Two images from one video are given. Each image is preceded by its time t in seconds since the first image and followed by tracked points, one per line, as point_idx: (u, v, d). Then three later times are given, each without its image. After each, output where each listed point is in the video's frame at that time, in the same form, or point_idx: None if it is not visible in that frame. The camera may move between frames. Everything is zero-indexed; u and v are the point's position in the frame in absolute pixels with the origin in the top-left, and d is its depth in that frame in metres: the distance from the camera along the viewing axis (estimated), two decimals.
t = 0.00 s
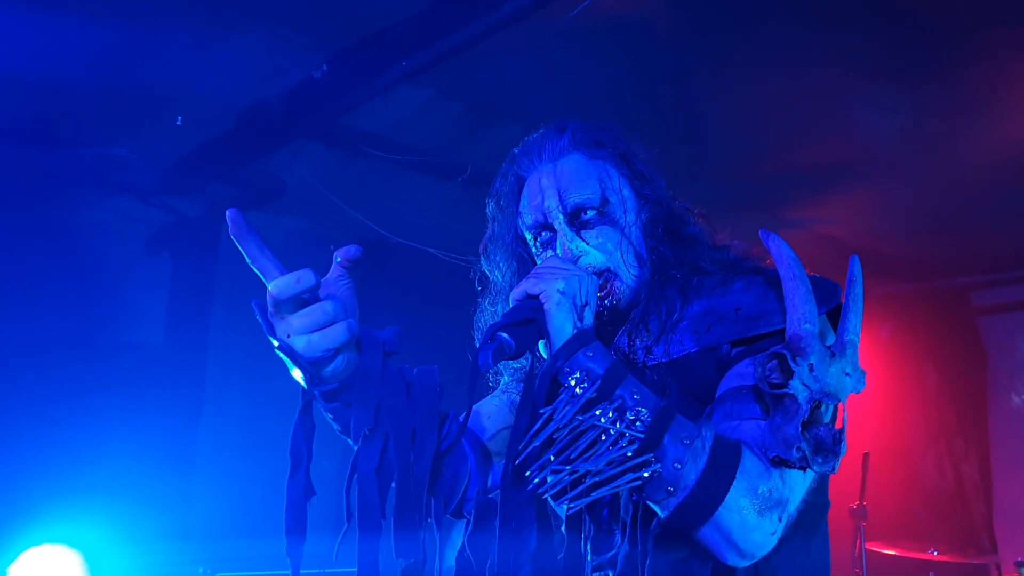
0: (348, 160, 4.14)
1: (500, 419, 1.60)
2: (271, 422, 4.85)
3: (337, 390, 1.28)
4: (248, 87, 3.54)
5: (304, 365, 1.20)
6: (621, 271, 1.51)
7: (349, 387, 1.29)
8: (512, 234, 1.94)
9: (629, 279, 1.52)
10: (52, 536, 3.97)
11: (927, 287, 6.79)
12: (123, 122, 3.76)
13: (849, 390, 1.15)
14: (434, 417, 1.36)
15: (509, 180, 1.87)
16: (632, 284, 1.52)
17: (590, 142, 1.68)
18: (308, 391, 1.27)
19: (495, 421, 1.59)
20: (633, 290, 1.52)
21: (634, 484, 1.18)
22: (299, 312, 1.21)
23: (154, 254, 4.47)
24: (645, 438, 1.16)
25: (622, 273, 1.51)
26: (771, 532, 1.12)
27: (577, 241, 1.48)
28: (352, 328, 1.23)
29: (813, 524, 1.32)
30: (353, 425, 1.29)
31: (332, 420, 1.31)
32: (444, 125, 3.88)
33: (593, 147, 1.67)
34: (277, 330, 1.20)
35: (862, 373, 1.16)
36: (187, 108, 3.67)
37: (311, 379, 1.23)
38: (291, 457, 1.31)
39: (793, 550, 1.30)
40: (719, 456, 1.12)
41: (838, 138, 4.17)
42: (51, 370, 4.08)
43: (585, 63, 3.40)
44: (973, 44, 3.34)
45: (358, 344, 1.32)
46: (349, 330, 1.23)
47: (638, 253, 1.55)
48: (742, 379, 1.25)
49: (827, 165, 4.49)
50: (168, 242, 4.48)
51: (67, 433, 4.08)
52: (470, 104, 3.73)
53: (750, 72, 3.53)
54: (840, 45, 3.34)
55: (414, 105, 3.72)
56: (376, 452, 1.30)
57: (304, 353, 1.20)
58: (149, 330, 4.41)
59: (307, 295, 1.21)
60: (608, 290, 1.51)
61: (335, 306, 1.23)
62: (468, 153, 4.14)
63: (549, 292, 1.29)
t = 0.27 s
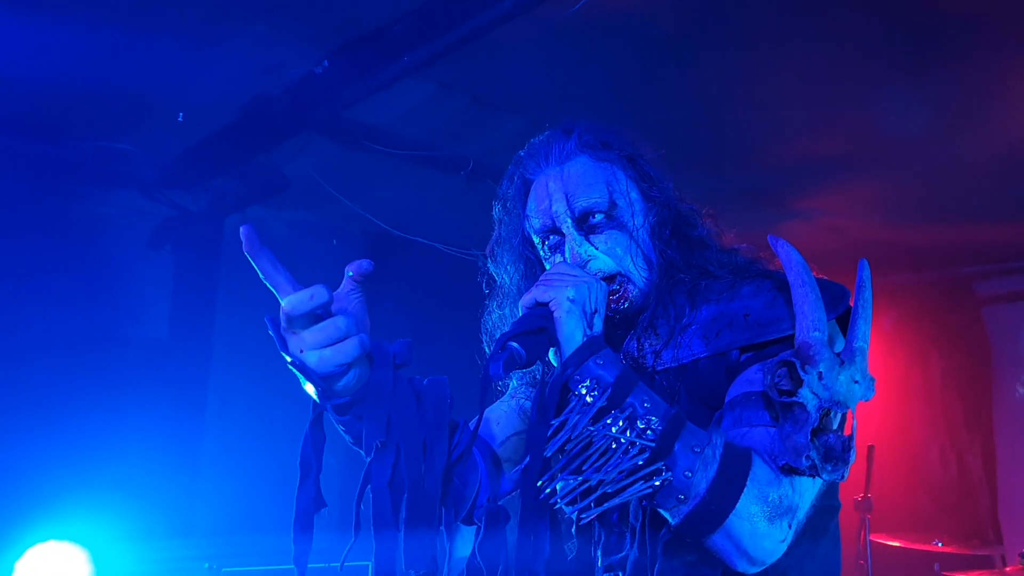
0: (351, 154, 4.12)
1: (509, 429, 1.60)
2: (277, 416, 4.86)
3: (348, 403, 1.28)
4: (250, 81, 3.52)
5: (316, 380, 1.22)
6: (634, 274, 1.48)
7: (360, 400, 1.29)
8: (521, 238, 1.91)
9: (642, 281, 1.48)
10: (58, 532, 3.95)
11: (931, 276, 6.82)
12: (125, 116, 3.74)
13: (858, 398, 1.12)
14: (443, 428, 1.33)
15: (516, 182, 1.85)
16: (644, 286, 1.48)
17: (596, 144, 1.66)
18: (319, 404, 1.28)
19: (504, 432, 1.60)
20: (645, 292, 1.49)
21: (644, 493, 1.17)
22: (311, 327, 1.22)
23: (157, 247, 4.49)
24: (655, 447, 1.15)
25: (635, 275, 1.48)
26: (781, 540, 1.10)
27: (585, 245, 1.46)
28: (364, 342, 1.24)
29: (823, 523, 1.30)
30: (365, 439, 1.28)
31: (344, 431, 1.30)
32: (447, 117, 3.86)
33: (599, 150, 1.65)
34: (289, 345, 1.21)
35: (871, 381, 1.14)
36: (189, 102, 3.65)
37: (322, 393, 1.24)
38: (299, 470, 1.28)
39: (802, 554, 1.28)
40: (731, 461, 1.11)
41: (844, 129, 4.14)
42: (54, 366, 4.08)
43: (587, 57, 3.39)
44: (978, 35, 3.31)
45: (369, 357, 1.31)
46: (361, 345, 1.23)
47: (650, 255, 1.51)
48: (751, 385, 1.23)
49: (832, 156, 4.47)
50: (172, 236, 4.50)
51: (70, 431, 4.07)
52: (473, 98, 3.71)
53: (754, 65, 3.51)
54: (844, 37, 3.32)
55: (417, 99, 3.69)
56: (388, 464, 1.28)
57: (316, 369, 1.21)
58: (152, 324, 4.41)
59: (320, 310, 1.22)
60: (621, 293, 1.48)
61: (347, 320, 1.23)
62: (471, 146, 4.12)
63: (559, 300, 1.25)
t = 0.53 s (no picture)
0: (353, 149, 4.11)
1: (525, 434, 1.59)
2: (281, 413, 4.87)
3: (367, 412, 1.31)
4: (253, 79, 3.51)
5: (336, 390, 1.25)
6: (646, 275, 1.47)
7: (380, 410, 1.31)
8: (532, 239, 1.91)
9: (654, 282, 1.47)
10: (64, 529, 3.95)
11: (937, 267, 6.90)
12: (128, 113, 3.73)
13: (871, 403, 1.08)
14: (461, 437, 1.33)
15: (526, 184, 1.83)
16: (657, 288, 1.47)
17: (607, 146, 1.65)
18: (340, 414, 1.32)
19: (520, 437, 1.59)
20: (657, 294, 1.47)
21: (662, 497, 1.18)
22: (332, 338, 1.25)
23: (161, 244, 4.50)
24: (671, 451, 1.14)
25: (648, 277, 1.47)
26: (795, 542, 1.11)
27: (597, 247, 1.44)
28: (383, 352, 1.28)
29: (835, 525, 1.28)
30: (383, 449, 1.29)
31: (363, 440, 1.32)
32: (449, 112, 3.86)
33: (610, 151, 1.65)
34: (311, 356, 1.25)
35: (885, 385, 1.10)
36: (192, 99, 3.64)
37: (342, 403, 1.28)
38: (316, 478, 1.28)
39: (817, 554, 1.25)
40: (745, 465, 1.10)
41: (849, 120, 4.13)
42: (61, 363, 4.08)
43: (589, 51, 3.37)
44: (983, 25, 3.29)
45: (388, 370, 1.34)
46: (381, 356, 1.27)
47: (661, 253, 1.50)
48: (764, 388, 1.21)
49: (836, 147, 4.45)
50: (175, 233, 4.50)
51: (76, 429, 4.07)
52: (476, 91, 3.69)
53: (755, 58, 3.50)
54: (848, 27, 3.30)
55: (418, 94, 3.68)
56: (404, 475, 1.27)
57: (336, 379, 1.24)
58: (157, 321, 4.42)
59: (341, 322, 1.25)
60: (632, 296, 1.47)
61: (368, 332, 1.27)
62: (473, 138, 4.12)
63: (573, 305, 1.23)
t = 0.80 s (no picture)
0: (354, 143, 4.10)
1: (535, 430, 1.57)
2: (285, 407, 4.86)
3: (377, 410, 1.30)
4: (252, 74, 3.50)
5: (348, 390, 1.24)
6: (656, 274, 1.46)
7: (389, 408, 1.30)
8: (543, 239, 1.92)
9: (666, 281, 1.46)
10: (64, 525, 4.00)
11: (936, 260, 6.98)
12: (128, 108, 3.73)
13: (881, 396, 1.07)
14: (470, 434, 1.33)
15: (538, 185, 1.84)
16: (669, 288, 1.46)
17: (619, 147, 1.65)
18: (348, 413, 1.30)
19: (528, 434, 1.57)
20: (669, 293, 1.46)
21: (668, 487, 1.16)
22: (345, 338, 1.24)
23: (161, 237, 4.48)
24: (680, 443, 1.13)
25: (660, 276, 1.45)
26: (803, 534, 1.08)
27: (609, 247, 1.44)
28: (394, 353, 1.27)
29: (842, 521, 1.26)
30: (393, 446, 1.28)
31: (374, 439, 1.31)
32: (450, 106, 3.84)
33: (622, 152, 1.64)
34: (322, 356, 1.24)
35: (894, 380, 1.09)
36: (193, 94, 3.64)
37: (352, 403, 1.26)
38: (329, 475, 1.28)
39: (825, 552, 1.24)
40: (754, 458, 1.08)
41: (853, 113, 4.11)
42: (60, 358, 4.09)
43: (590, 44, 3.36)
44: (986, 17, 3.27)
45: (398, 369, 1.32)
46: (392, 356, 1.26)
47: (673, 254, 1.49)
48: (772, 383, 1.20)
49: (839, 140, 4.44)
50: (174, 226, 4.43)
51: (77, 426, 4.08)
52: (477, 85, 3.68)
53: (756, 51, 3.48)
54: (849, 20, 3.28)
55: (418, 87, 3.66)
56: (414, 472, 1.27)
57: (348, 379, 1.24)
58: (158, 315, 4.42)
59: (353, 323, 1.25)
60: (645, 296, 1.45)
61: (380, 333, 1.27)
62: (474, 132, 4.12)
63: (586, 298, 1.21)
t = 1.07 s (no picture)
0: (352, 140, 4.10)
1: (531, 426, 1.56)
2: (282, 404, 4.85)
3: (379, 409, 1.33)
4: (248, 71, 3.50)
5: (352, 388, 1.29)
6: (661, 275, 1.48)
7: (392, 408, 1.33)
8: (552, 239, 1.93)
9: (671, 281, 1.48)
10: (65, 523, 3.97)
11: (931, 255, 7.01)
12: (125, 106, 3.73)
13: (881, 386, 1.08)
14: (470, 436, 1.36)
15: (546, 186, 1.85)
16: (673, 288, 1.47)
17: (626, 148, 1.66)
18: (352, 410, 1.33)
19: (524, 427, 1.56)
20: (675, 294, 1.47)
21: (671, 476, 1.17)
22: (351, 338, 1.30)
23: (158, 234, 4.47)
24: (682, 434, 1.14)
25: (666, 278, 1.47)
26: (805, 524, 1.09)
27: (614, 245, 1.45)
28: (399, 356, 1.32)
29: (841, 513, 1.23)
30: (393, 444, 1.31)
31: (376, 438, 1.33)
32: (448, 101, 3.84)
33: (628, 154, 1.64)
34: (329, 355, 1.29)
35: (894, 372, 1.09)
36: (188, 91, 3.64)
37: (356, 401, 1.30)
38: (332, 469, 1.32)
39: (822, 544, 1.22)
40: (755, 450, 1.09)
41: (849, 107, 4.12)
42: (56, 358, 4.08)
43: (587, 40, 3.36)
44: (981, 11, 3.28)
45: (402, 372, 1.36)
46: (397, 358, 1.31)
47: (679, 255, 1.52)
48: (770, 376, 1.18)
49: (836, 135, 4.45)
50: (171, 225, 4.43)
51: (77, 425, 4.08)
52: (473, 82, 3.68)
53: (753, 46, 3.49)
54: (846, 16, 3.29)
55: (415, 84, 3.66)
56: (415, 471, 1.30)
57: (352, 378, 1.29)
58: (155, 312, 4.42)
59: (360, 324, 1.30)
60: (650, 299, 1.46)
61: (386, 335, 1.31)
62: (471, 128, 4.12)
63: (588, 291, 1.23)
